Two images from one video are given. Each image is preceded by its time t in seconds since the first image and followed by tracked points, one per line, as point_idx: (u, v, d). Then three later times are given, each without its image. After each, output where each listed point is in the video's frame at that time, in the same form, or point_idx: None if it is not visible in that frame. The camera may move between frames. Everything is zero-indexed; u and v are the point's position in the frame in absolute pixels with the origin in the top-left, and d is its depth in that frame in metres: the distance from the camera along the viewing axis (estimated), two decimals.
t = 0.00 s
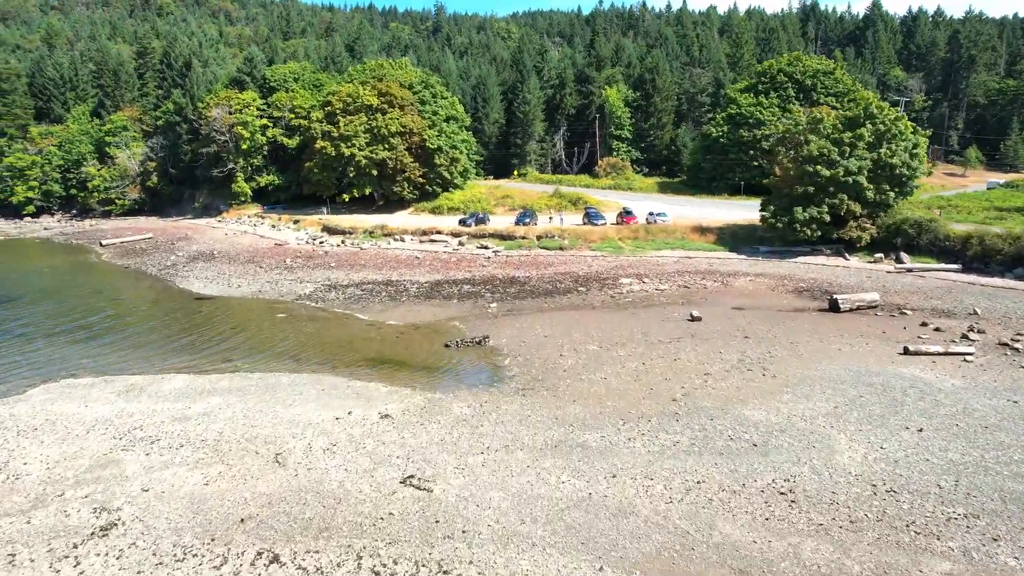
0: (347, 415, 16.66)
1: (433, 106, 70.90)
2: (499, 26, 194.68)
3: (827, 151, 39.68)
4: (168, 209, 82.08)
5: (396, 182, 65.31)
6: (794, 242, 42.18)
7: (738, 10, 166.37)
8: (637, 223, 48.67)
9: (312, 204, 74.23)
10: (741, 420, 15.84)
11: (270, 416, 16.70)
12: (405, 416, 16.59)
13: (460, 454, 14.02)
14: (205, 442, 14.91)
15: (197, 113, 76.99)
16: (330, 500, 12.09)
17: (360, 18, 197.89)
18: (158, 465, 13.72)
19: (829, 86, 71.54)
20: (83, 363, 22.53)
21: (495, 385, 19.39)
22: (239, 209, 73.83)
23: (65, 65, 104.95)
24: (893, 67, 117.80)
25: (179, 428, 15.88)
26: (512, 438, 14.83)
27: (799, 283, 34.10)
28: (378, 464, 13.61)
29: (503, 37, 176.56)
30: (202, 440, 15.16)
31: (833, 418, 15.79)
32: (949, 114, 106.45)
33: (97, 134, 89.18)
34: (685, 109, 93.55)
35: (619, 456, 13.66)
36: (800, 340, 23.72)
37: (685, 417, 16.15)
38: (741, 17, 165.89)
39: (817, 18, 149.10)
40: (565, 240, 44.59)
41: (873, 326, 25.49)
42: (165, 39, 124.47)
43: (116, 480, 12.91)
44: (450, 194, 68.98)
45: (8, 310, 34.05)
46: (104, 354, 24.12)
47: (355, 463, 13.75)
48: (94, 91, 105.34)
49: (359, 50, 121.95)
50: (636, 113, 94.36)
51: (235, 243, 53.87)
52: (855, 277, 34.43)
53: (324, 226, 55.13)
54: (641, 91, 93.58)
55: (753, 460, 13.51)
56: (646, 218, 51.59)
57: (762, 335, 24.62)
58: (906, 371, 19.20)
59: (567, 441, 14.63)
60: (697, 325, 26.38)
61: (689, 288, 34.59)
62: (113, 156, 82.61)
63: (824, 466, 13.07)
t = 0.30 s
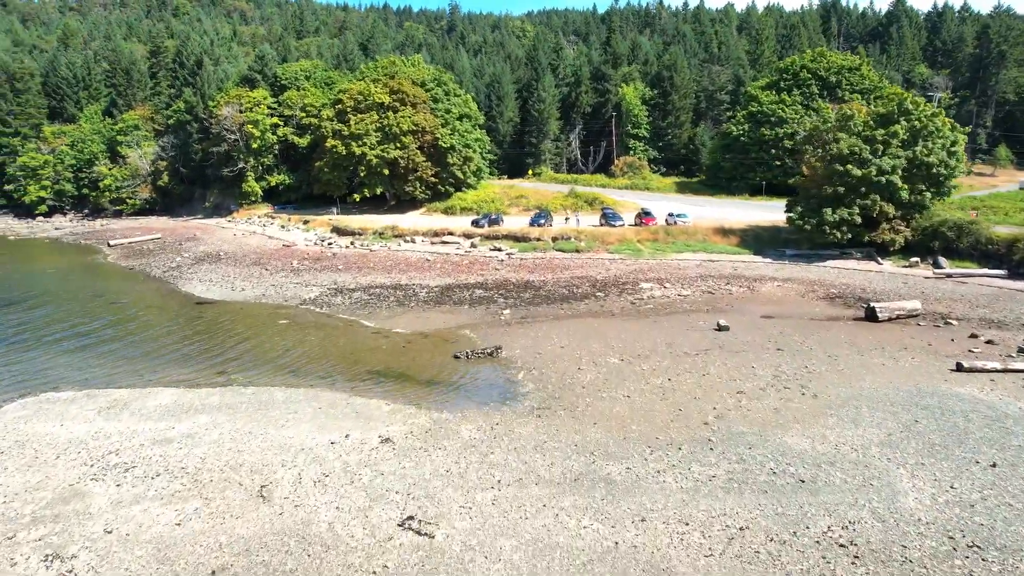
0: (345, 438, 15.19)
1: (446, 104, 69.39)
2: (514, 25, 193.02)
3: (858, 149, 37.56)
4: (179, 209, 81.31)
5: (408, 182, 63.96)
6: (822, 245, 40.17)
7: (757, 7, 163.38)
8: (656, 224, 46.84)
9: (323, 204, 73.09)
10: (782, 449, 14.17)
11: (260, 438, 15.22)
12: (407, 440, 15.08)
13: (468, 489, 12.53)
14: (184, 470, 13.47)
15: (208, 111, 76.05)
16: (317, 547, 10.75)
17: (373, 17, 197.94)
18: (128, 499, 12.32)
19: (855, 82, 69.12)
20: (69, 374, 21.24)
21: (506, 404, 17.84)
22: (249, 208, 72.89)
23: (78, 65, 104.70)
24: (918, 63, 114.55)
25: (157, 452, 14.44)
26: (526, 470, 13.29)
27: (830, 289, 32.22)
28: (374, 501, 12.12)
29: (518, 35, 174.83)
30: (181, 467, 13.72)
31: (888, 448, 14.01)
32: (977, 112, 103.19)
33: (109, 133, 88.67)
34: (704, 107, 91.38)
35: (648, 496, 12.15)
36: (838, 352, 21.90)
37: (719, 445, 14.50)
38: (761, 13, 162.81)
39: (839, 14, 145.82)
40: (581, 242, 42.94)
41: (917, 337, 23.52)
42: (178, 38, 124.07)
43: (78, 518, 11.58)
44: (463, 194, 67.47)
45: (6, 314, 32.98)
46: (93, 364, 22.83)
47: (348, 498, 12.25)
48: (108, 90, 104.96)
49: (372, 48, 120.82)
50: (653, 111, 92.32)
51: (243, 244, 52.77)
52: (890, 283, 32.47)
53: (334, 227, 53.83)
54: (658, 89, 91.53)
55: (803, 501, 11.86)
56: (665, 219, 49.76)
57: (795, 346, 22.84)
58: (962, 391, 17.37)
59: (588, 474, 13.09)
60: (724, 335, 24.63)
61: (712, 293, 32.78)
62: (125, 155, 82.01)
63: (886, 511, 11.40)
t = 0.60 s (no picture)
0: (344, 467, 13.71)
1: (464, 102, 67.86)
2: (533, 24, 191.28)
3: (898, 147, 35.40)
4: (195, 209, 80.79)
5: (424, 182, 62.59)
6: (858, 248, 38.05)
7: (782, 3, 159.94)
8: (681, 226, 44.91)
9: (338, 204, 72.00)
10: (840, 487, 12.42)
11: (249, 465, 13.76)
12: (413, 470, 13.55)
13: (480, 536, 11.07)
14: (162, 504, 12.07)
15: (223, 110, 75.30)
16: None
17: (392, 16, 197.16)
18: (93, 543, 10.96)
19: (887, 77, 66.42)
20: (56, 387, 19.91)
21: (525, 426, 16.24)
22: (264, 208, 72.01)
23: (98, 64, 104.80)
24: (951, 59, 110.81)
25: (136, 480, 13.05)
26: (546, 512, 11.80)
27: (869, 296, 30.23)
28: (371, 551, 10.74)
29: (538, 34, 173.02)
30: (159, 500, 12.29)
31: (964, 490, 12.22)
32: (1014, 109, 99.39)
33: (126, 132, 88.43)
34: (728, 105, 88.93)
35: (689, 549, 10.62)
36: (888, 368, 19.99)
37: (766, 482, 12.71)
38: (786, 10, 159.34)
39: (867, 10, 142.00)
40: (603, 245, 41.21)
41: (974, 351, 21.49)
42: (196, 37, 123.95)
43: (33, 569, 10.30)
44: (481, 193, 65.95)
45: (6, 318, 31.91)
46: (84, 373, 21.50)
47: (342, 547, 10.83)
48: (126, 89, 104.95)
49: (389, 46, 119.79)
50: (676, 109, 90.12)
51: (256, 245, 51.72)
52: (935, 289, 30.40)
53: (348, 227, 52.59)
54: (681, 86, 89.25)
55: (874, 559, 10.25)
56: (691, 221, 47.80)
57: (839, 360, 20.98)
58: None
59: (617, 517, 11.56)
60: (760, 347, 22.74)
61: (744, 300, 30.91)
62: (142, 154, 81.63)
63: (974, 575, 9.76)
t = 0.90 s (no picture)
0: (344, 503, 12.22)
1: (485, 100, 66.27)
2: (557, 22, 189.24)
3: (949, 144, 33.03)
4: (215, 209, 80.40)
5: (444, 181, 61.22)
6: (902, 253, 35.78)
7: None
8: (712, 228, 42.88)
9: (358, 203, 70.94)
10: (918, 540, 10.67)
11: (237, 498, 12.31)
12: (422, 509, 12.03)
13: None
14: (133, 549, 10.69)
15: (243, 109, 74.63)
16: None
17: (415, 15, 196.36)
18: None
19: (928, 72, 63.42)
20: (49, 400, 18.61)
21: (549, 453, 14.61)
22: (283, 208, 71.20)
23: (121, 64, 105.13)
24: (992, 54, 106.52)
25: (109, 517, 11.66)
26: (574, 568, 10.23)
27: (918, 304, 28.12)
28: None
29: (561, 32, 170.91)
30: (132, 543, 10.93)
31: None
32: None
33: (148, 131, 88.34)
34: (757, 103, 86.30)
35: None
36: (952, 388, 18.01)
37: (831, 531, 10.95)
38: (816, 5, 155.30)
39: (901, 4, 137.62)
40: (630, 247, 39.43)
41: None
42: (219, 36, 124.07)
43: None
44: (502, 193, 64.40)
45: (13, 321, 30.92)
46: (80, 385, 20.16)
47: None
48: (149, 89, 105.12)
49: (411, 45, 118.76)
50: (703, 107, 87.69)
51: (272, 246, 50.73)
52: (990, 298, 28.19)
53: (365, 228, 51.33)
54: (708, 83, 86.79)
55: None
56: (721, 223, 45.73)
57: (894, 377, 19.02)
58: None
59: None
60: (804, 362, 20.81)
61: (781, 308, 28.95)
62: (162, 153, 81.35)
63: None
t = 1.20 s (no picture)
0: (343, 551, 10.70)
1: (507, 97, 64.61)
2: (580, 21, 187.14)
3: (1006, 141, 30.59)
4: (236, 209, 80.07)
5: (465, 181, 59.82)
6: (952, 258, 33.45)
7: None
8: (745, 231, 40.87)
9: (378, 204, 69.88)
10: None
11: (219, 542, 10.88)
12: (433, 561, 10.47)
13: None
14: None
15: (263, 108, 73.93)
16: None
17: (437, 14, 195.50)
18: None
19: (972, 66, 60.29)
20: (43, 415, 17.34)
21: (576, 488, 12.98)
22: (302, 208, 70.40)
23: (145, 64, 105.40)
24: None
25: (76, 564, 10.28)
26: None
27: (974, 315, 25.95)
28: None
29: (585, 30, 168.80)
30: None
31: None
32: None
33: (170, 131, 88.18)
34: (788, 100, 83.56)
35: None
36: None
37: None
38: None
39: None
40: (658, 251, 37.65)
41: None
42: (242, 35, 124.10)
43: None
44: (524, 193, 62.79)
45: (21, 324, 29.94)
46: (78, 399, 18.91)
47: None
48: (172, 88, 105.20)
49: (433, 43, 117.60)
50: (731, 104, 85.19)
51: (289, 247, 49.71)
52: None
53: (384, 228, 50.07)
54: (737, 80, 84.21)
55: None
56: (754, 225, 43.62)
57: (960, 398, 17.05)
58: None
59: None
60: (856, 380, 18.85)
61: (824, 317, 26.96)
62: (184, 153, 81.12)
63: None
